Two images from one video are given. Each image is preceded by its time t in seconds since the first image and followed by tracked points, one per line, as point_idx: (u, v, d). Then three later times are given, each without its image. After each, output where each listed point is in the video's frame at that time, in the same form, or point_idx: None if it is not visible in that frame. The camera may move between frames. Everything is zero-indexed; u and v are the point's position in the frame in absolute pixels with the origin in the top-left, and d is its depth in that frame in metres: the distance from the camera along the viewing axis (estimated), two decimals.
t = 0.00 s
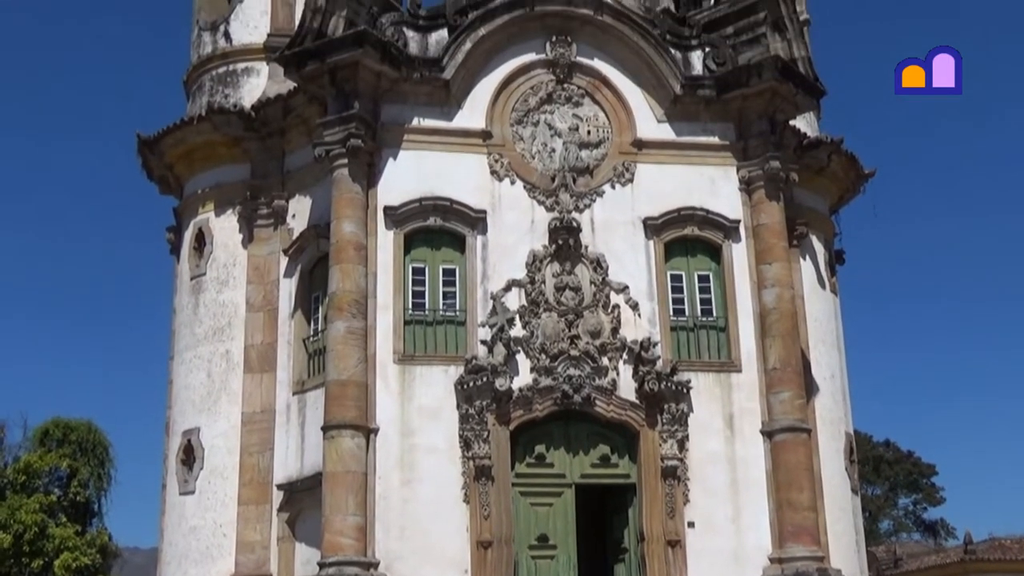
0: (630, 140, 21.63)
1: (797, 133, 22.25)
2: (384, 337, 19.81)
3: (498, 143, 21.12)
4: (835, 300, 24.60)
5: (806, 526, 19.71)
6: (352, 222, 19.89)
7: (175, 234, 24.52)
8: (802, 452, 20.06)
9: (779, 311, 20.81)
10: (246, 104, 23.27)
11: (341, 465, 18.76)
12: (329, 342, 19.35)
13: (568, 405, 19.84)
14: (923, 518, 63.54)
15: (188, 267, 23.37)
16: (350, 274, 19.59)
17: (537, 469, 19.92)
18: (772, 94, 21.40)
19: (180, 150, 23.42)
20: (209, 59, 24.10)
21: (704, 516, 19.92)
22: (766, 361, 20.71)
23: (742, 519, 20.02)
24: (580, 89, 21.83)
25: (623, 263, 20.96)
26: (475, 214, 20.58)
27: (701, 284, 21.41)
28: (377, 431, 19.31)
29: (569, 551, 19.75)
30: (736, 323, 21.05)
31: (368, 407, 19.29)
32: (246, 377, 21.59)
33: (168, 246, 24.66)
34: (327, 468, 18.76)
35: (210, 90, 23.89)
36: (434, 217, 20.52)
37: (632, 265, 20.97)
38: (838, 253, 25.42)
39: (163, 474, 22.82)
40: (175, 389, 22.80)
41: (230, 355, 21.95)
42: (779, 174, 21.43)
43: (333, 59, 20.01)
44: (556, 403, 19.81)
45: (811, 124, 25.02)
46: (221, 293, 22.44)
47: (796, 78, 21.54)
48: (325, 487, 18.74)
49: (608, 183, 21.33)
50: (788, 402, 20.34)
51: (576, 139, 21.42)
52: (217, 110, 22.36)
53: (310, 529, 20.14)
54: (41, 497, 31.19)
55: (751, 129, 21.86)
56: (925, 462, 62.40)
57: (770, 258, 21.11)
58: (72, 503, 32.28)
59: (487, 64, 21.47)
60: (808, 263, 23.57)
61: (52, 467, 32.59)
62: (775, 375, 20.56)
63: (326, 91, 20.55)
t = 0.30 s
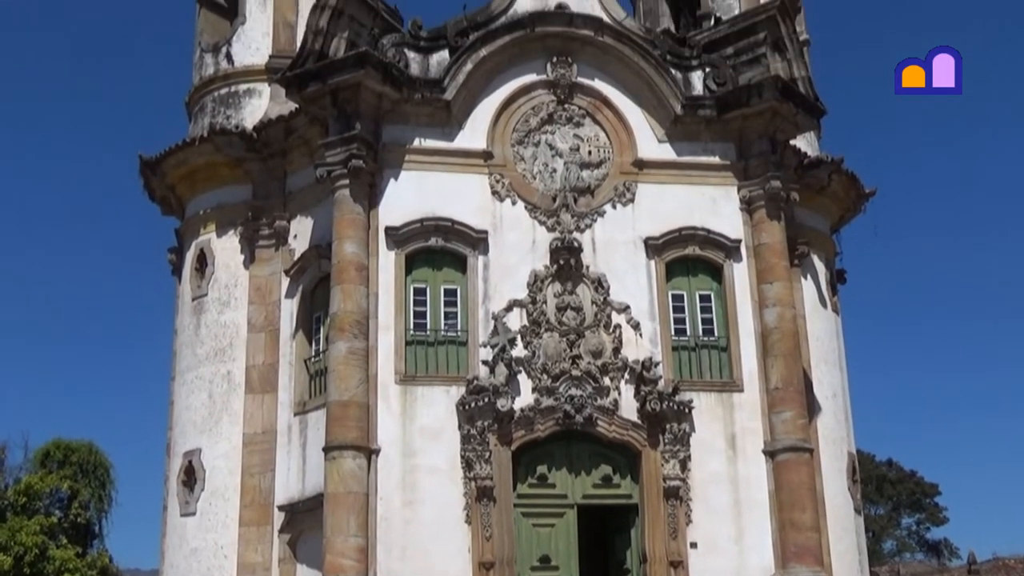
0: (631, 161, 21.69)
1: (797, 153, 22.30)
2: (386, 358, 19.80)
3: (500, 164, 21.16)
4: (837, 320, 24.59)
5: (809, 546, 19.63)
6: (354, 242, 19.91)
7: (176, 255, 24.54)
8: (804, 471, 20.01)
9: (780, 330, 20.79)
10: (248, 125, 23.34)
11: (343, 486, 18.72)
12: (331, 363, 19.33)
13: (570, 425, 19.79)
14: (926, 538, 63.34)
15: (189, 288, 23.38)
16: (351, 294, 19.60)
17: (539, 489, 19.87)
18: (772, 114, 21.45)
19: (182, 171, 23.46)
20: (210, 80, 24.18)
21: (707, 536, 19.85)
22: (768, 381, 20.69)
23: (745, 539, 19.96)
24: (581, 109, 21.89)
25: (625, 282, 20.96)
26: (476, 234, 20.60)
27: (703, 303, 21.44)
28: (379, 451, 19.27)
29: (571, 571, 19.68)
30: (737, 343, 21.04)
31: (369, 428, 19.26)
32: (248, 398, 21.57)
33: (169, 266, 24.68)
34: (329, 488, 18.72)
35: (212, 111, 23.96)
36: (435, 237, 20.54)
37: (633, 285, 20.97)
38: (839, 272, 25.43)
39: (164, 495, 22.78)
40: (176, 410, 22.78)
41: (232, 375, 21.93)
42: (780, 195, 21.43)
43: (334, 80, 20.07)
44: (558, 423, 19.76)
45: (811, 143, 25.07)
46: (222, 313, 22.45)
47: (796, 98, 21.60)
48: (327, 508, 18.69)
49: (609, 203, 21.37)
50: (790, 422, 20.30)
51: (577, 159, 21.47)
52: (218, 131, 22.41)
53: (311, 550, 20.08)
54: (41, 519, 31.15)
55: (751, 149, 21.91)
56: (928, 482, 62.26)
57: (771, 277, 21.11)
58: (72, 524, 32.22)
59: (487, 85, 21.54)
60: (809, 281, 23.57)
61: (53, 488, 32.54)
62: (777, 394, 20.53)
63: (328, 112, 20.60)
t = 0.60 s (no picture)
0: (632, 181, 21.72)
1: (798, 173, 22.31)
2: (387, 379, 19.78)
3: (501, 184, 21.19)
4: (839, 340, 24.57)
5: (813, 567, 19.54)
6: (355, 263, 19.92)
7: (178, 276, 24.55)
8: (807, 492, 19.94)
9: (782, 350, 20.77)
10: (249, 146, 23.38)
11: (343, 507, 18.67)
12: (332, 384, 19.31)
13: (571, 445, 19.72)
14: (930, 558, 63.09)
15: (191, 309, 23.38)
16: (352, 315, 19.59)
17: (541, 510, 19.82)
18: (773, 134, 21.49)
19: (184, 193, 23.50)
20: (212, 102, 24.24)
21: (710, 557, 19.76)
22: (770, 401, 20.66)
23: (748, 560, 19.87)
24: (582, 130, 21.94)
25: (626, 303, 20.96)
26: (477, 255, 20.62)
27: (704, 323, 21.42)
28: (380, 473, 19.22)
29: None
30: (739, 364, 21.02)
31: (370, 449, 19.21)
32: (249, 420, 21.53)
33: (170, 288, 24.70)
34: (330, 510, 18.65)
35: (213, 133, 24.02)
36: (436, 258, 20.56)
37: (634, 306, 20.97)
38: (841, 291, 25.42)
39: (164, 518, 22.73)
40: (177, 432, 22.74)
41: (233, 397, 21.90)
42: (780, 215, 21.46)
43: (336, 102, 20.12)
44: (560, 444, 19.69)
45: (811, 163, 25.10)
46: (223, 335, 22.43)
47: (796, 118, 21.64)
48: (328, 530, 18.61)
49: (610, 223, 21.39)
50: (793, 442, 20.25)
51: (578, 180, 21.50)
52: (220, 152, 22.46)
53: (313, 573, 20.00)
54: (41, 541, 31.20)
55: (752, 169, 21.94)
56: (931, 501, 62.09)
57: (772, 297, 21.10)
58: (72, 547, 32.24)
59: (488, 106, 21.59)
60: (811, 301, 23.56)
61: (54, 510, 32.53)
62: (779, 414, 20.49)
63: (329, 133, 20.64)
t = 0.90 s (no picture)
0: (632, 203, 21.75)
1: (798, 194, 22.35)
2: (388, 400, 19.76)
3: (502, 206, 21.22)
4: (840, 361, 24.55)
5: None
6: (356, 284, 19.93)
7: (179, 298, 24.57)
8: (809, 513, 19.88)
9: (784, 371, 20.75)
10: (251, 169, 23.43)
11: (344, 530, 18.60)
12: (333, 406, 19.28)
13: (573, 467, 19.67)
14: None
15: (192, 331, 23.38)
16: (354, 337, 19.58)
17: (543, 532, 19.75)
18: (773, 155, 21.54)
19: (185, 215, 23.54)
20: (214, 125, 24.31)
21: None
22: (771, 422, 20.63)
23: None
24: (582, 152, 21.99)
25: (627, 324, 20.96)
26: (478, 276, 20.62)
27: (705, 344, 21.41)
28: (381, 495, 19.17)
29: None
30: (741, 385, 20.99)
31: (371, 471, 19.16)
32: (249, 442, 21.49)
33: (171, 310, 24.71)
34: (331, 533, 18.59)
35: (215, 156, 24.07)
36: (437, 280, 20.56)
37: (635, 327, 20.97)
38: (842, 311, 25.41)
39: (165, 541, 22.66)
40: (178, 455, 22.71)
41: (234, 419, 21.87)
42: (781, 235, 21.49)
43: (337, 124, 20.17)
44: (562, 466, 19.64)
45: (811, 184, 25.14)
46: (224, 357, 22.42)
47: (795, 139, 21.67)
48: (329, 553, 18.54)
49: (611, 245, 21.40)
50: (795, 463, 20.20)
51: (578, 202, 21.53)
52: (221, 175, 22.50)
53: None
54: (42, 565, 31.39)
55: (752, 190, 21.98)
56: (934, 523, 61.89)
57: (773, 317, 21.10)
58: (73, 570, 32.31)
59: (489, 128, 21.65)
60: (812, 321, 23.55)
61: (54, 533, 32.49)
62: (781, 435, 20.45)
63: (330, 156, 20.68)
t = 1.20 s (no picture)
0: (632, 224, 21.77)
1: (798, 216, 22.44)
2: (389, 422, 19.73)
3: (502, 228, 21.24)
4: (841, 382, 24.52)
5: None
6: (357, 306, 19.92)
7: (180, 320, 24.57)
8: (811, 535, 19.81)
9: (785, 392, 20.72)
10: (252, 192, 23.46)
11: (344, 553, 18.51)
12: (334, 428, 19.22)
13: (573, 489, 19.60)
14: None
15: (192, 354, 23.37)
16: (354, 359, 19.54)
17: (544, 555, 19.68)
18: (773, 176, 21.59)
19: (186, 238, 23.57)
20: (215, 147, 24.36)
21: None
22: (772, 443, 20.60)
23: None
24: (582, 174, 22.02)
25: (627, 346, 20.95)
26: (479, 298, 20.60)
27: (706, 366, 21.39)
28: (382, 518, 19.11)
29: None
30: (741, 406, 20.96)
31: (372, 494, 19.10)
32: (250, 465, 21.43)
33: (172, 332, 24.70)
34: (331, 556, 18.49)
35: (216, 178, 24.10)
36: (438, 302, 20.55)
37: (636, 349, 20.95)
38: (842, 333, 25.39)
39: (164, 565, 22.57)
40: (178, 477, 22.65)
41: (234, 442, 21.83)
42: (781, 257, 21.51)
43: (337, 147, 20.21)
44: (562, 488, 19.57)
45: (811, 206, 25.17)
46: (225, 380, 22.39)
47: (795, 160, 21.72)
48: None
49: (611, 266, 21.42)
50: (797, 485, 20.15)
51: (578, 224, 21.55)
52: (222, 197, 22.53)
53: None
54: None
55: (752, 212, 22.01)
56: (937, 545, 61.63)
57: (773, 339, 21.08)
58: None
59: (489, 150, 21.70)
60: (813, 343, 23.52)
61: (53, 557, 32.20)
62: (782, 456, 20.40)
63: (330, 178, 20.71)
